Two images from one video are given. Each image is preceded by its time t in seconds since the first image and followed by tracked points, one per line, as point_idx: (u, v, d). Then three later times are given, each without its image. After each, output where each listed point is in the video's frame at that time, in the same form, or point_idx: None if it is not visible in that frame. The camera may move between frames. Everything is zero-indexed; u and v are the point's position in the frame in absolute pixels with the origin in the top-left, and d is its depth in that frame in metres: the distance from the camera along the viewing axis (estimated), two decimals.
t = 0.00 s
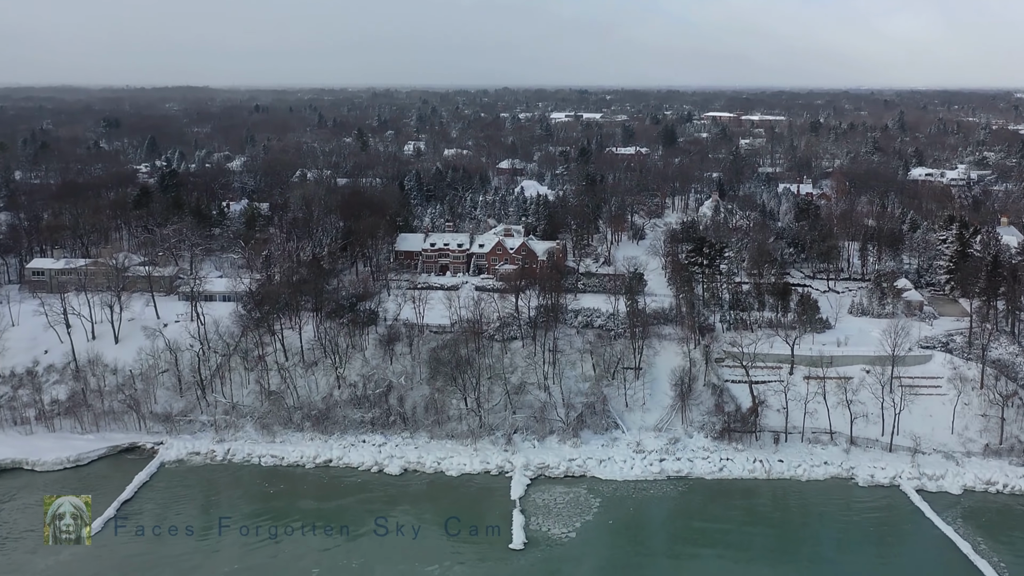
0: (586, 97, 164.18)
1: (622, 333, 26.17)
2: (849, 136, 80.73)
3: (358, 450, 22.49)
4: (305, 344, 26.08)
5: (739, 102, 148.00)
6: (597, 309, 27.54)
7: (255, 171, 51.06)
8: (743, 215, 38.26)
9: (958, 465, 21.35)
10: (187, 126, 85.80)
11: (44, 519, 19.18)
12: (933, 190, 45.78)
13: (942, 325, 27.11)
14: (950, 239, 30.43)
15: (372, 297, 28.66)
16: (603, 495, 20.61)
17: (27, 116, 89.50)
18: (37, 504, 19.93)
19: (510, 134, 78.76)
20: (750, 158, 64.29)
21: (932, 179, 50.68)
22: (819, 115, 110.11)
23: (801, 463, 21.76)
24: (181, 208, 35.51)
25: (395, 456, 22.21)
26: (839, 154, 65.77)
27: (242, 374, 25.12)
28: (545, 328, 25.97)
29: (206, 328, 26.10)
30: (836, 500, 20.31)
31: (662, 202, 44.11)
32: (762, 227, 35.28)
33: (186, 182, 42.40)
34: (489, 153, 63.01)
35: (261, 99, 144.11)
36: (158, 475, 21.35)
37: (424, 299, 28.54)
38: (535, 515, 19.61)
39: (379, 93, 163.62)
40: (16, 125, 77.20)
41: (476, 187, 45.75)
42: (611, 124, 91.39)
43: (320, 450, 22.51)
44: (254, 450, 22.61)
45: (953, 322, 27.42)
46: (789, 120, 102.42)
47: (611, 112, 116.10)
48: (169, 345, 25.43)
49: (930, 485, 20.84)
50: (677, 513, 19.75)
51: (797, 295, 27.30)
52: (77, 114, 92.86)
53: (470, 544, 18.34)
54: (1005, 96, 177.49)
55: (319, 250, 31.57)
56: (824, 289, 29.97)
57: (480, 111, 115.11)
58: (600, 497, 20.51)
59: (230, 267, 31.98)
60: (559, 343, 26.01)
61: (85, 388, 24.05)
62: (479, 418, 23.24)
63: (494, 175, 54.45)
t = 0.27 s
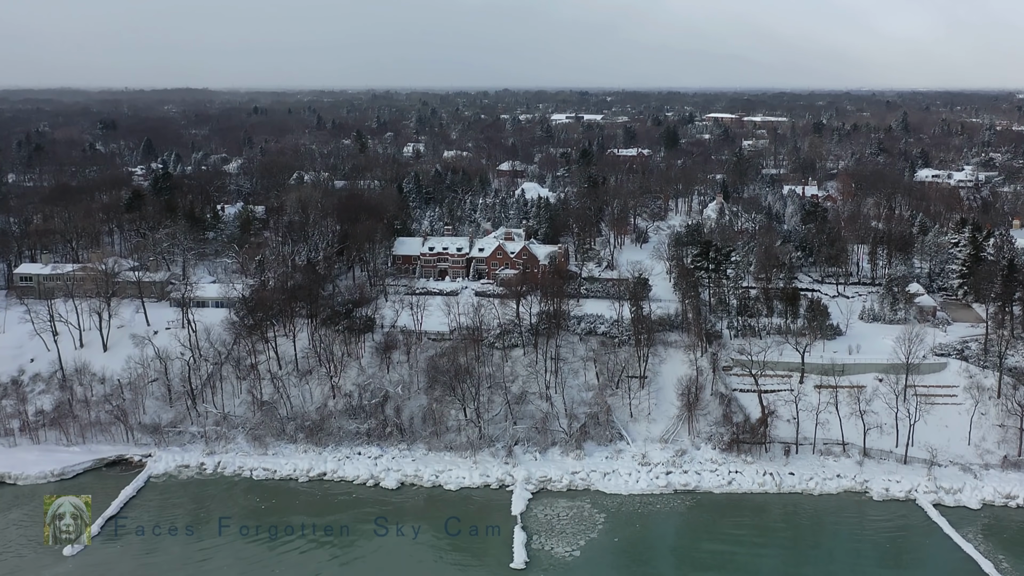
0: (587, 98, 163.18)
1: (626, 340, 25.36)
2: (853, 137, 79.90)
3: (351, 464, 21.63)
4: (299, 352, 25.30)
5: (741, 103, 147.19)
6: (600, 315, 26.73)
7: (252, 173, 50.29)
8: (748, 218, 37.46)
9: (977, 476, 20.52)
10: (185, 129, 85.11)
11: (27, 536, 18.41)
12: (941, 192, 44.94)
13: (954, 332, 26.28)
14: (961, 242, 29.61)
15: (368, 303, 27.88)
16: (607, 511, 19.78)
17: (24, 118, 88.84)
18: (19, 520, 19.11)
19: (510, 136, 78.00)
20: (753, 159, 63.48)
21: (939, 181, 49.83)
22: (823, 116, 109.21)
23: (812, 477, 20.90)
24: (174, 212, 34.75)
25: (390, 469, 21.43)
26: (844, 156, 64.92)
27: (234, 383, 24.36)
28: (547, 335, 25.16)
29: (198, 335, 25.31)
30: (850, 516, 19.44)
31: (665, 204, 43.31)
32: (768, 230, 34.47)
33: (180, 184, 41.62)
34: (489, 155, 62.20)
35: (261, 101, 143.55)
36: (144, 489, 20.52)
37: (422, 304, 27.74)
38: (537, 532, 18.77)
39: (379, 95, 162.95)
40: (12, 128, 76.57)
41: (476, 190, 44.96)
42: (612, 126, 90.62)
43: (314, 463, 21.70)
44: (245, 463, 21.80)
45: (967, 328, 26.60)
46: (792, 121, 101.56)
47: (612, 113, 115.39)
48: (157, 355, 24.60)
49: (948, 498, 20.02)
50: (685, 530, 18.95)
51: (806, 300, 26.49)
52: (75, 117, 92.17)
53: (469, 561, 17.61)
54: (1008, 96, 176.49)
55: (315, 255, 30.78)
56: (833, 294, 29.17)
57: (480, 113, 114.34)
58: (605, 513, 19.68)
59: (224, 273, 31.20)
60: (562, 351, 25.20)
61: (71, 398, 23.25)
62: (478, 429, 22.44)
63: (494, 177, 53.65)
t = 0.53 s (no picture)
0: (587, 99, 162.60)
1: (631, 347, 24.59)
2: (857, 138, 79.12)
3: (347, 476, 20.86)
4: (294, 359, 24.55)
5: (741, 104, 146.48)
6: (603, 320, 25.98)
7: (248, 175, 49.56)
8: (753, 219, 36.69)
9: (996, 488, 19.71)
10: (182, 131, 84.40)
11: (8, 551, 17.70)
12: (949, 193, 44.16)
13: (969, 337, 25.46)
14: (974, 244, 28.80)
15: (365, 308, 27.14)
16: (612, 524, 19.02)
17: (20, 120, 88.19)
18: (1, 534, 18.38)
19: (510, 137, 77.26)
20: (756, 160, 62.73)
21: (946, 182, 49.04)
22: (825, 116, 108.38)
23: (824, 488, 20.14)
24: (167, 215, 34.06)
25: (388, 480, 20.72)
26: (848, 156, 64.15)
27: (226, 392, 23.62)
28: (549, 341, 24.40)
29: (189, 342, 24.58)
30: (866, 530, 18.64)
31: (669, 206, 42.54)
32: (775, 232, 33.71)
33: (175, 186, 40.89)
34: (489, 156, 61.43)
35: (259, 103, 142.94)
36: (131, 503, 19.74)
37: (420, 309, 26.99)
38: (540, 548, 17.99)
39: (378, 97, 162.29)
40: (8, 130, 75.95)
41: (476, 191, 44.21)
42: (613, 127, 89.84)
43: (308, 474, 20.94)
44: (237, 475, 21.04)
45: (982, 332, 25.80)
46: (794, 121, 100.77)
47: (613, 114, 114.70)
48: (147, 362, 23.84)
49: (966, 510, 19.20)
50: (693, 543, 18.23)
51: (815, 304, 25.73)
52: (71, 119, 91.49)
53: None
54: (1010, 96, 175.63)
55: (310, 258, 30.03)
56: (842, 298, 28.40)
57: (480, 115, 113.40)
58: (609, 526, 18.93)
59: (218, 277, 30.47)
60: (564, 358, 24.44)
61: (58, 407, 22.49)
62: (478, 439, 21.69)
63: (494, 179, 52.91)
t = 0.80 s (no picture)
0: (588, 100, 162.01)
1: (635, 352, 23.87)
2: (860, 137, 78.31)
3: (343, 487, 20.13)
4: (289, 365, 23.85)
5: (743, 104, 145.82)
6: (607, 324, 25.25)
7: (245, 176, 48.85)
8: (759, 220, 35.92)
9: (1016, 497, 18.93)
10: (181, 132, 83.75)
11: None
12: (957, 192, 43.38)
13: (983, 340, 24.70)
14: (987, 244, 28.03)
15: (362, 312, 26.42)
16: (617, 535, 18.31)
17: (17, 122, 87.52)
18: None
19: (511, 137, 76.54)
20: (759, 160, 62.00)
21: (953, 181, 48.26)
22: (827, 116, 107.63)
23: (838, 498, 19.39)
24: (161, 217, 33.40)
25: (386, 490, 20.03)
26: (852, 156, 63.37)
27: (218, 400, 22.93)
28: (551, 345, 23.68)
29: (181, 347, 23.89)
30: (882, 542, 17.89)
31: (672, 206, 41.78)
32: (781, 233, 32.97)
33: (170, 188, 40.20)
34: (489, 156, 60.70)
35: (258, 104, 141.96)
36: (119, 515, 19.03)
37: (419, 313, 26.27)
38: (542, 563, 17.25)
39: (378, 98, 161.71)
40: (4, 131, 75.33)
41: (476, 192, 43.48)
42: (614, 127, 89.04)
43: (302, 485, 20.22)
44: (229, 485, 20.33)
45: (997, 335, 25.03)
46: (796, 121, 99.95)
47: (615, 115, 114.00)
48: (138, 369, 23.14)
49: (985, 521, 18.42)
50: (702, 555, 17.52)
51: (824, 307, 25.00)
52: (69, 121, 90.89)
53: None
54: (1014, 95, 174.54)
55: (307, 261, 29.34)
56: (852, 300, 27.66)
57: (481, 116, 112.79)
58: (614, 538, 18.21)
59: (212, 281, 29.77)
60: (567, 363, 23.72)
61: (45, 416, 21.77)
62: (478, 447, 20.97)
63: (494, 179, 52.16)
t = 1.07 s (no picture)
0: (589, 100, 161.41)
1: (640, 357, 23.13)
2: (864, 137, 77.53)
3: (337, 499, 19.39)
4: (282, 371, 23.12)
5: (745, 104, 144.96)
6: (611, 328, 24.52)
7: (242, 177, 48.15)
8: (765, 221, 35.17)
9: None
10: (179, 133, 83.12)
11: None
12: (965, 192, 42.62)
13: (999, 344, 23.91)
14: (1001, 245, 27.25)
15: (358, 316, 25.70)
16: (622, 549, 17.58)
17: (14, 123, 86.90)
18: None
19: (512, 138, 75.85)
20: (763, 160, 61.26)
21: (961, 181, 47.46)
22: (830, 117, 106.88)
23: (851, 509, 18.61)
24: (154, 218, 32.72)
25: (382, 501, 19.30)
26: (857, 156, 62.59)
27: (210, 407, 22.23)
28: (553, 350, 22.95)
29: (171, 353, 23.19)
30: (898, 556, 17.12)
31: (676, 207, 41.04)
32: (788, 234, 32.23)
33: (164, 189, 39.50)
34: (490, 157, 59.95)
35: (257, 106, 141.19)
36: (105, 528, 18.30)
37: (416, 317, 25.54)
38: None
39: (378, 99, 160.99)
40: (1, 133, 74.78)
41: (476, 193, 42.77)
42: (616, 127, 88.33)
43: (295, 496, 19.49)
44: (219, 497, 19.60)
45: (1013, 338, 24.24)
46: (799, 121, 99.14)
47: (616, 115, 113.29)
48: (126, 376, 22.40)
49: (1005, 533, 17.63)
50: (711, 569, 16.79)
51: (834, 310, 24.26)
52: (67, 122, 90.35)
53: None
54: (1013, 96, 174.56)
55: (302, 264, 28.63)
56: (862, 303, 26.92)
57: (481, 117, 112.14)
58: (619, 552, 17.47)
59: (205, 284, 29.07)
60: (569, 369, 22.99)
61: (30, 424, 21.03)
62: (478, 456, 20.23)
63: (495, 180, 51.44)
